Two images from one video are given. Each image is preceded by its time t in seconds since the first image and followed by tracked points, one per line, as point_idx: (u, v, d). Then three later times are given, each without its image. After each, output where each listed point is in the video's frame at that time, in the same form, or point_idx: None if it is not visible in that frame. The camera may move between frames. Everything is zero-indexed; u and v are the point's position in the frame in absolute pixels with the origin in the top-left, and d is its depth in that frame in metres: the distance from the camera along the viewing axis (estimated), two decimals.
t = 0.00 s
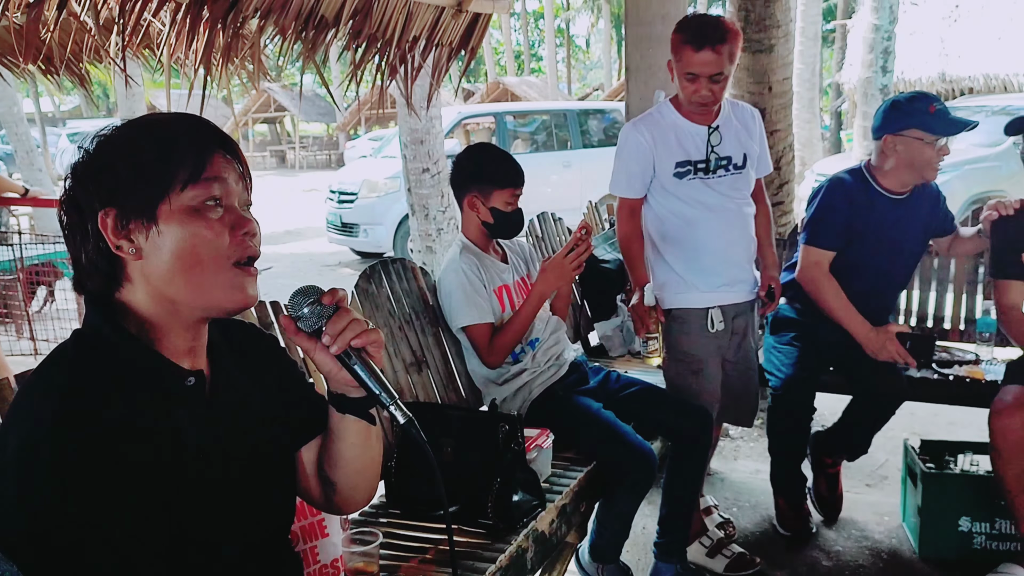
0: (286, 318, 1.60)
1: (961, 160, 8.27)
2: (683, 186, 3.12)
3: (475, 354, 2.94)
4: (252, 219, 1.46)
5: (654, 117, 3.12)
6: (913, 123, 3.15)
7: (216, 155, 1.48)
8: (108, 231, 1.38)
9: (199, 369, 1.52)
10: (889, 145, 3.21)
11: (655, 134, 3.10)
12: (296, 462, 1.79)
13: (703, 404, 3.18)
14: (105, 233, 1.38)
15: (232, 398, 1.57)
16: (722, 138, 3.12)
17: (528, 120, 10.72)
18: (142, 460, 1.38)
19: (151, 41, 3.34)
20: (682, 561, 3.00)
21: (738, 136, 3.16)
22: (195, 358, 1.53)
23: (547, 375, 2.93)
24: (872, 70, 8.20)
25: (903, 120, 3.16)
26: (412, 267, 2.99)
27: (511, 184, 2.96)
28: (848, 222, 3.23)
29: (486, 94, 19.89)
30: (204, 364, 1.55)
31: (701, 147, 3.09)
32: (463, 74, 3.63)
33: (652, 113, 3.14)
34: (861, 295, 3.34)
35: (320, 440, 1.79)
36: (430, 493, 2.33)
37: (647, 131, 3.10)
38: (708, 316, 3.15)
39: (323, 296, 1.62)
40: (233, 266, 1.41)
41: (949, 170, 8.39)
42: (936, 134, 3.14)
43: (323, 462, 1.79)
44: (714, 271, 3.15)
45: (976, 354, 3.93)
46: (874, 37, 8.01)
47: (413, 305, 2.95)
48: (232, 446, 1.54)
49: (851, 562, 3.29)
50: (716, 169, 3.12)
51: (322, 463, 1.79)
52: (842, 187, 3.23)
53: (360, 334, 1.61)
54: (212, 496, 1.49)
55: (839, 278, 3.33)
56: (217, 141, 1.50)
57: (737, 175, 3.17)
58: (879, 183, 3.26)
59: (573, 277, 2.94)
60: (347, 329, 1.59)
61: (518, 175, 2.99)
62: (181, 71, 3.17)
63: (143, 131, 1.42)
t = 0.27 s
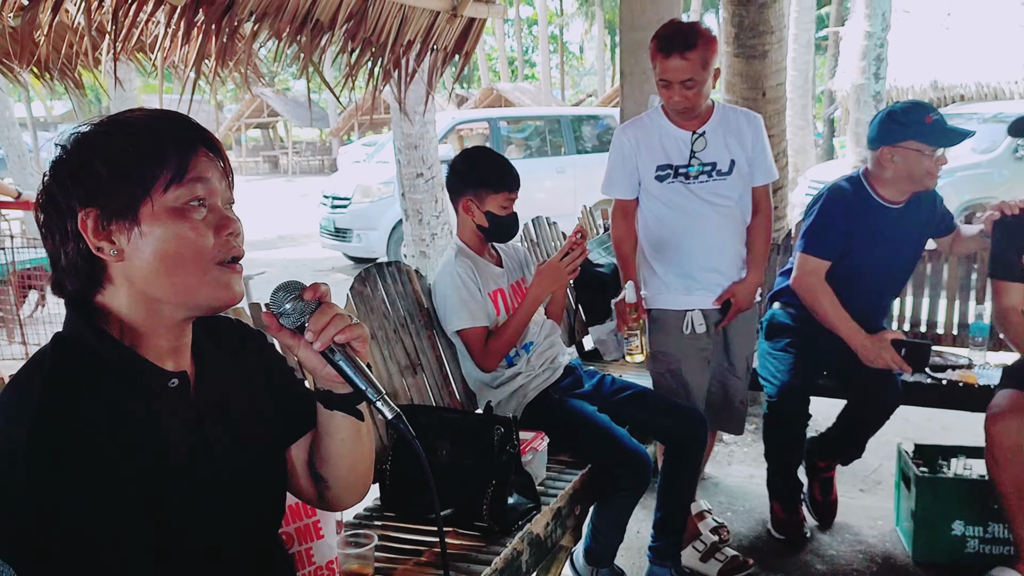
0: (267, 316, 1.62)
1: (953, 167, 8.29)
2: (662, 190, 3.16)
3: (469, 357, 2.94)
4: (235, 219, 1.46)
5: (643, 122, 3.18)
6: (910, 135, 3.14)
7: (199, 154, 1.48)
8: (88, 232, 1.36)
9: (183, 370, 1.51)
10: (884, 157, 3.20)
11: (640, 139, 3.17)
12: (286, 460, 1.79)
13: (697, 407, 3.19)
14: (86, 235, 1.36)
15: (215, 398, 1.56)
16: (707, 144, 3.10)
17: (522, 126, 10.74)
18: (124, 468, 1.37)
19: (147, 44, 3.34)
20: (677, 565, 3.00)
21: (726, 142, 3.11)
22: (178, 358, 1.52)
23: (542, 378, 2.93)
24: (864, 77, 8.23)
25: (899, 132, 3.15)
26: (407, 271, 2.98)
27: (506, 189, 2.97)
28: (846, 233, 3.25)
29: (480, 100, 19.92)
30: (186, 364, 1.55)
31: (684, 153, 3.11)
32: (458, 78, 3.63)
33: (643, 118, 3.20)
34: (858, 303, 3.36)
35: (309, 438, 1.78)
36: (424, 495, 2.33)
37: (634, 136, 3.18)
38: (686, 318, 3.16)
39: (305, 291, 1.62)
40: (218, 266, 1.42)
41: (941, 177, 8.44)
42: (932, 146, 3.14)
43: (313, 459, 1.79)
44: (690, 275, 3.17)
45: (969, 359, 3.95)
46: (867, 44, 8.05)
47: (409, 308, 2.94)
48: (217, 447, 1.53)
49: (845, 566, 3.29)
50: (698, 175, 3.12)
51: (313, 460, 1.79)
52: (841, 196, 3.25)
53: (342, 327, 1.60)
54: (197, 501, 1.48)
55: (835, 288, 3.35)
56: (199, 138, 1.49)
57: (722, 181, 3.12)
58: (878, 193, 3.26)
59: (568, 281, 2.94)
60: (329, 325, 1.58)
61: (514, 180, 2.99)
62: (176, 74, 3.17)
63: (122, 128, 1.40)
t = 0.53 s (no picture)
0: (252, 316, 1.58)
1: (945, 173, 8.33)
2: (655, 192, 3.20)
3: (464, 358, 2.95)
4: (223, 223, 1.46)
5: (640, 126, 3.22)
6: (897, 141, 3.17)
7: (185, 157, 1.47)
8: (73, 236, 1.36)
9: (170, 372, 1.51)
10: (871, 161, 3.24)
11: (636, 141, 3.22)
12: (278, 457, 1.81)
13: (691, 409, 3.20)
14: (71, 238, 1.37)
15: (206, 397, 1.57)
16: (698, 147, 3.13)
17: (516, 131, 10.76)
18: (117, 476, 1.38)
19: (143, 48, 3.34)
20: (670, 565, 3.02)
21: (719, 145, 3.13)
22: (167, 359, 1.52)
23: (537, 379, 2.95)
24: (856, 83, 8.26)
25: (884, 138, 3.19)
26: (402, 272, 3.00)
27: (501, 191, 2.98)
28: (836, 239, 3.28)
29: (474, 106, 19.96)
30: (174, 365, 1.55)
31: (677, 156, 3.15)
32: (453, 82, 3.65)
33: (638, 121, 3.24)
34: (848, 308, 3.40)
35: (300, 437, 1.80)
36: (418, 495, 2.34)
37: (631, 138, 3.23)
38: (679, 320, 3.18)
39: (290, 291, 1.60)
40: (206, 269, 1.42)
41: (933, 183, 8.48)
42: (918, 151, 3.17)
43: (304, 457, 1.80)
44: (680, 278, 3.20)
45: (960, 362, 3.97)
46: (859, 50, 8.10)
47: (404, 309, 2.96)
48: (204, 447, 1.54)
49: (837, 567, 3.31)
50: (690, 178, 3.14)
51: (304, 458, 1.80)
52: (829, 202, 3.30)
53: (330, 326, 1.58)
54: (189, 504, 1.50)
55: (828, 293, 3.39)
56: (185, 141, 1.48)
57: (714, 184, 3.14)
58: (865, 198, 3.31)
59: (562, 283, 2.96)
60: (317, 324, 1.57)
61: (509, 182, 3.01)
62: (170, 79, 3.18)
63: (107, 131, 1.40)
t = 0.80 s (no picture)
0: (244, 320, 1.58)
1: (939, 177, 8.35)
2: (656, 193, 3.21)
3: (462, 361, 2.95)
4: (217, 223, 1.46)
5: (643, 127, 3.24)
6: (867, 140, 3.20)
7: (175, 158, 1.45)
8: (73, 249, 1.33)
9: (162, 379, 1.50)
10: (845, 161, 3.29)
11: (638, 142, 3.24)
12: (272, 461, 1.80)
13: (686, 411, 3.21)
14: (71, 251, 1.33)
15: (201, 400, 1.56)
16: (701, 148, 3.14)
17: (511, 135, 10.78)
18: (104, 493, 1.38)
19: (139, 51, 3.34)
20: (667, 567, 3.02)
21: (720, 147, 3.14)
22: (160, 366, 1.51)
23: (534, 381, 2.94)
24: (851, 87, 8.29)
25: (855, 138, 3.22)
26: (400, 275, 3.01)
27: (498, 193, 2.99)
28: (817, 242, 3.31)
29: (470, 110, 19.99)
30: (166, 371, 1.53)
31: (679, 156, 3.15)
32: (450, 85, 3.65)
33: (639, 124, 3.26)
34: (836, 310, 3.42)
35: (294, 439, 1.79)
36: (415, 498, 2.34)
37: (634, 139, 3.24)
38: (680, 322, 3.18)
39: (282, 294, 1.58)
40: (208, 272, 1.42)
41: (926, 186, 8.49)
42: (888, 150, 3.20)
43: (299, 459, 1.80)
44: (679, 281, 3.21)
45: (954, 364, 3.99)
46: (854, 54, 8.15)
47: (401, 311, 2.96)
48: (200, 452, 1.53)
49: (833, 569, 3.31)
50: (691, 178, 3.15)
51: (299, 459, 1.79)
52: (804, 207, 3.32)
53: (320, 331, 1.57)
54: (187, 511, 1.49)
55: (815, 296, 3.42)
56: (172, 142, 1.45)
57: (715, 185, 3.14)
58: (842, 198, 3.34)
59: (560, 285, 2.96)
60: (306, 330, 1.55)
61: (506, 185, 3.01)
62: (167, 80, 3.17)
63: (94, 136, 1.35)
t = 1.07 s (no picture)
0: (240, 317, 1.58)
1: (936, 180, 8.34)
2: (656, 192, 3.20)
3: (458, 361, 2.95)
4: (200, 223, 1.46)
5: (644, 127, 3.22)
6: (821, 138, 3.32)
7: (155, 158, 1.43)
8: (60, 258, 1.31)
9: (156, 380, 1.49)
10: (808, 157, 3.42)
11: (639, 142, 3.22)
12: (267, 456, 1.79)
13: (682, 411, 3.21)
14: (59, 260, 1.32)
15: (196, 402, 1.55)
16: (702, 148, 3.14)
17: (508, 137, 10.76)
18: (99, 496, 1.36)
19: (135, 51, 3.33)
20: (663, 568, 3.02)
21: (721, 148, 3.14)
22: (150, 368, 1.50)
23: (531, 381, 2.94)
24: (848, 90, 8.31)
25: (811, 135, 3.35)
26: (396, 275, 3.00)
27: (495, 193, 2.98)
28: (788, 241, 3.42)
29: (467, 113, 20.01)
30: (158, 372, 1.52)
31: (680, 156, 3.15)
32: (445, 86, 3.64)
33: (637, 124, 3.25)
34: (812, 307, 3.51)
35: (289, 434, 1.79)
36: (412, 498, 2.33)
37: (635, 138, 3.23)
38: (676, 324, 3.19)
39: (276, 292, 1.57)
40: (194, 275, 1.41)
41: (924, 189, 8.48)
42: (845, 147, 3.29)
43: (292, 456, 1.80)
44: (676, 282, 3.21)
45: (951, 366, 4.00)
46: (850, 57, 8.19)
47: (396, 311, 2.95)
48: (195, 455, 1.52)
49: (830, 571, 3.31)
50: (692, 178, 3.15)
51: (293, 456, 1.79)
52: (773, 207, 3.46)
53: (317, 325, 1.57)
54: (181, 512, 1.48)
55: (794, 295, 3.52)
56: (149, 141, 1.43)
57: (716, 186, 3.14)
58: (811, 196, 3.45)
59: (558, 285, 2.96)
60: (304, 325, 1.55)
61: (503, 186, 3.01)
62: (163, 81, 3.16)
63: (73, 140, 1.33)
